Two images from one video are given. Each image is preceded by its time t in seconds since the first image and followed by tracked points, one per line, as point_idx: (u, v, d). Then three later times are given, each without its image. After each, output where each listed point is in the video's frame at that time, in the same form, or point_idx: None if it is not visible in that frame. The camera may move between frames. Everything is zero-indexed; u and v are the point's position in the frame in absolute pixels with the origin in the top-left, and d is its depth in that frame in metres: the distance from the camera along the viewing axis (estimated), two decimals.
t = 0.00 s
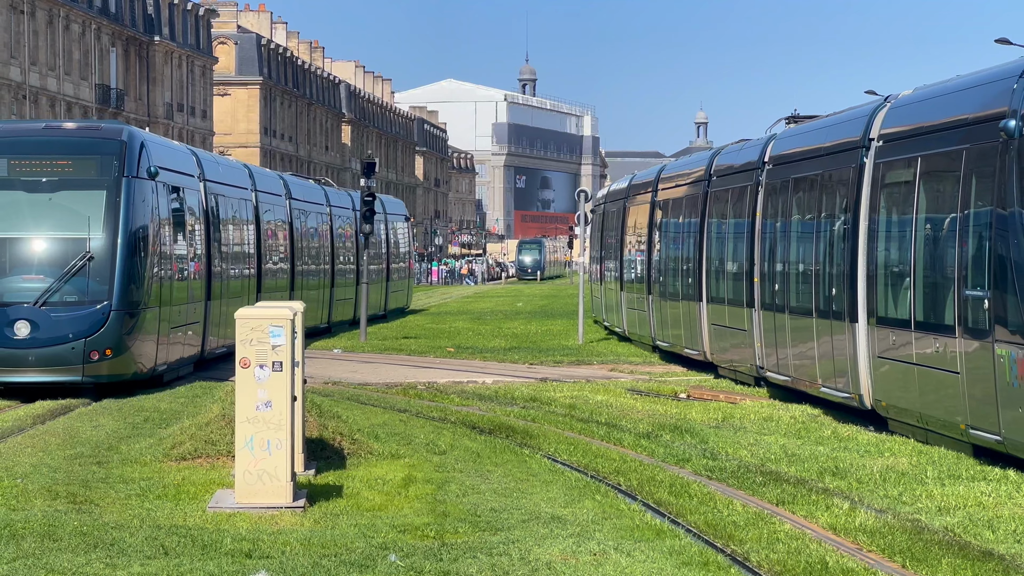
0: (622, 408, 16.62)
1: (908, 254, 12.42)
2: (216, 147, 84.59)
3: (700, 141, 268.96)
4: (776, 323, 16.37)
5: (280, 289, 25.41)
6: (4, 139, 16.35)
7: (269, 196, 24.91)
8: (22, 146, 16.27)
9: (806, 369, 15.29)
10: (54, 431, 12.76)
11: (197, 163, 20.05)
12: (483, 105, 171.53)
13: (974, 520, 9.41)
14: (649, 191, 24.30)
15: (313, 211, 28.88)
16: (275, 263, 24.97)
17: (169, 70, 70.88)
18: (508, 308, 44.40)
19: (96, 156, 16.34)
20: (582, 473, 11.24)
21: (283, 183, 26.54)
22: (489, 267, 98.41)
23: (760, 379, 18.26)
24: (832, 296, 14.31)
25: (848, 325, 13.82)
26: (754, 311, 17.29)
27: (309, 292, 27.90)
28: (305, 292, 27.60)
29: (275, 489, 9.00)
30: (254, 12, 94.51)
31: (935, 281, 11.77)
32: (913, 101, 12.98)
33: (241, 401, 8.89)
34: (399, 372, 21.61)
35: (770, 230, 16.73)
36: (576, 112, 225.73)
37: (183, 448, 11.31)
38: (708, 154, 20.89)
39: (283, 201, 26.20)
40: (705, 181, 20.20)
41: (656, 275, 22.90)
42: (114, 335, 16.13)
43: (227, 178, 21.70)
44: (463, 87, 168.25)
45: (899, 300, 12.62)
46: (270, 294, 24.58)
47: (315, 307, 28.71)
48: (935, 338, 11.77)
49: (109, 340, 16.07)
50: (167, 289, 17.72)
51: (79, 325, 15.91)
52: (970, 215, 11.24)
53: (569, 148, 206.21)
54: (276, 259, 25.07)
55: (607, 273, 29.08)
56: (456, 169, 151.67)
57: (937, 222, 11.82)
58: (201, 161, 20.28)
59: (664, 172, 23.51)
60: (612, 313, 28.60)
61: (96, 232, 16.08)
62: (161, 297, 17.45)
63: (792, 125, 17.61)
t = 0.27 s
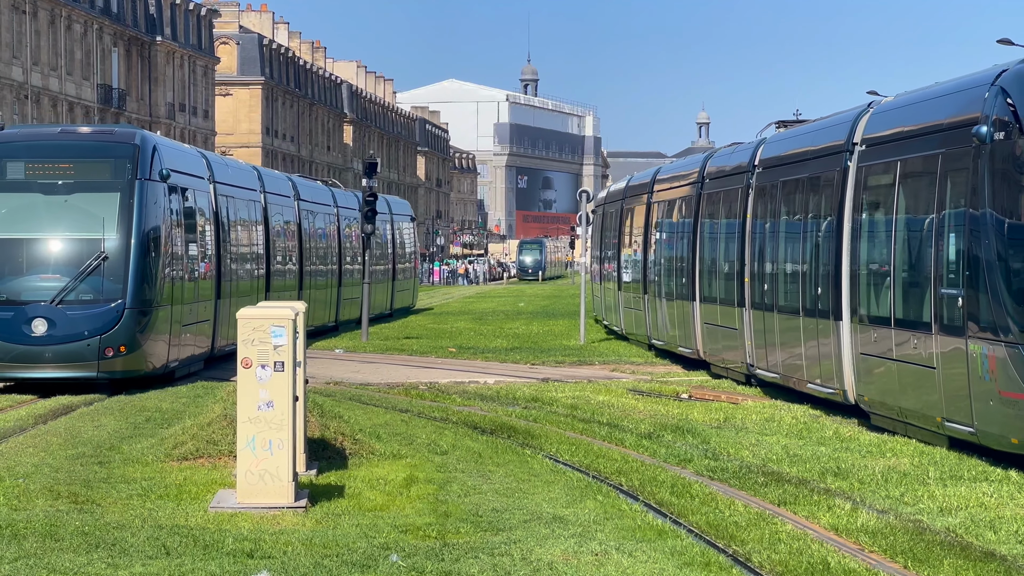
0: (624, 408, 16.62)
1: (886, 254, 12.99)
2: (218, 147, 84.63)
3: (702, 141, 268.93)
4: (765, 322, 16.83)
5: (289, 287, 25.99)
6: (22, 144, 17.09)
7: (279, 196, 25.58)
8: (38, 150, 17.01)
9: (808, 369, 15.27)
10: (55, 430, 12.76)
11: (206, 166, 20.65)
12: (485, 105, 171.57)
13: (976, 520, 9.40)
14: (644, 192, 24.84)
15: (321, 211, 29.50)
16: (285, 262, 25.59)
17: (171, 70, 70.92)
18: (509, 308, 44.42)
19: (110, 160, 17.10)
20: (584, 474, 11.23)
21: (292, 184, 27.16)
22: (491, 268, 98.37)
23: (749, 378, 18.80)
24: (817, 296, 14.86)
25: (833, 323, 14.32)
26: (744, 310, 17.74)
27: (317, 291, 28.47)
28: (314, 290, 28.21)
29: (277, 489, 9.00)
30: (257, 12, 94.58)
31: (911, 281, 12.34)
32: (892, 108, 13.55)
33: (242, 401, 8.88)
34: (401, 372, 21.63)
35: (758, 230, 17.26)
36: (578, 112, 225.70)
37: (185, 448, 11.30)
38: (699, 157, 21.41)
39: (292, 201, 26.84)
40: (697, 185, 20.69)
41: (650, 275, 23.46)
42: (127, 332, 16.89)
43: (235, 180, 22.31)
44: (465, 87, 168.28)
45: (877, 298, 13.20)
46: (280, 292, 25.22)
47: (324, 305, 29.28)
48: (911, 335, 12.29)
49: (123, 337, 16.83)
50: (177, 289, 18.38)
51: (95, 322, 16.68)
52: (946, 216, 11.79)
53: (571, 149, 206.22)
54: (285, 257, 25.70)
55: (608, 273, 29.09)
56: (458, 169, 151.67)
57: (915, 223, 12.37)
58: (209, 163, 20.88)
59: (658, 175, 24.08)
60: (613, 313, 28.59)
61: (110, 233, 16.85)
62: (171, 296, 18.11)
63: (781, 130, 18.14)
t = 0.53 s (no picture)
0: (625, 408, 16.63)
1: (869, 255, 13.49)
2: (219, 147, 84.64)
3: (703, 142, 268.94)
4: (754, 320, 17.31)
5: (294, 286, 26.47)
6: (38, 147, 17.56)
7: (285, 197, 26.13)
8: (54, 153, 17.49)
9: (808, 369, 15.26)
10: (56, 430, 12.76)
11: (215, 168, 21.19)
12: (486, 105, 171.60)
13: (976, 521, 9.40)
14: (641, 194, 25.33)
15: (327, 212, 29.99)
16: (291, 262, 26.12)
17: (171, 70, 70.92)
18: (510, 308, 44.43)
19: (122, 163, 17.58)
20: (585, 474, 11.22)
21: (297, 186, 27.68)
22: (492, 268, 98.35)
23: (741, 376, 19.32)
24: (802, 295, 15.36)
25: (817, 322, 14.81)
26: (734, 310, 18.19)
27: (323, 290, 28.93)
28: (319, 289, 28.66)
29: (278, 489, 9.00)
30: (257, 12, 94.63)
31: (893, 281, 12.83)
32: (877, 113, 14.05)
33: (243, 401, 8.88)
34: (401, 372, 21.65)
35: (748, 231, 17.73)
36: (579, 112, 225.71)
37: (186, 448, 11.30)
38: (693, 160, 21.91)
39: (298, 201, 27.36)
40: (691, 187, 21.18)
41: (646, 275, 23.97)
42: (140, 329, 17.39)
43: (243, 183, 22.87)
44: (466, 87, 168.30)
45: (860, 297, 13.69)
46: (285, 291, 25.74)
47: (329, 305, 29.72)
48: (891, 333, 12.82)
49: (136, 334, 17.33)
50: (187, 288, 18.91)
51: (108, 320, 17.16)
52: (923, 218, 12.33)
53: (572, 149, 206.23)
54: (292, 257, 26.23)
55: (609, 274, 29.13)
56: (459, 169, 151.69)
57: (896, 226, 12.89)
58: (218, 166, 21.40)
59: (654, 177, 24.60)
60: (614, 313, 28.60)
61: (123, 233, 17.34)
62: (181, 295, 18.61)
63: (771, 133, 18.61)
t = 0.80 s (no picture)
0: (624, 409, 16.63)
1: (851, 256, 13.94)
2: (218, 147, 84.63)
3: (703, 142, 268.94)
4: (742, 319, 17.67)
5: (301, 287, 26.58)
6: (51, 150, 17.98)
7: (293, 197, 26.32)
8: (67, 156, 17.91)
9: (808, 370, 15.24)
10: (56, 430, 12.75)
11: (223, 170, 21.53)
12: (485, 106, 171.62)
13: (976, 522, 9.39)
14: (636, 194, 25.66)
15: (333, 212, 30.10)
16: (298, 262, 26.31)
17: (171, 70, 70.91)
18: (509, 308, 44.42)
19: (134, 165, 18.02)
20: (584, 475, 11.21)
21: (305, 188, 27.80)
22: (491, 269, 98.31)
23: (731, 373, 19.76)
24: (789, 295, 15.75)
25: (802, 321, 15.25)
26: (723, 309, 18.59)
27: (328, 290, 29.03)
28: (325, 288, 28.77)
29: (277, 489, 8.99)
30: (257, 12, 94.66)
31: (875, 280, 13.28)
32: (860, 117, 14.48)
33: (243, 402, 8.88)
34: (400, 372, 21.66)
35: (738, 232, 18.08)
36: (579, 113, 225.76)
37: (186, 448, 11.30)
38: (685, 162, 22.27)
39: (305, 202, 27.47)
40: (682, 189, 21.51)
41: (640, 275, 24.30)
42: (150, 327, 17.83)
43: (251, 184, 23.21)
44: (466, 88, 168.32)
45: (842, 297, 14.13)
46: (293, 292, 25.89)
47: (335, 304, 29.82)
48: (872, 330, 13.29)
49: (146, 332, 17.76)
50: (196, 287, 19.37)
51: (120, 318, 17.58)
52: (900, 221, 12.81)
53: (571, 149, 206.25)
54: (300, 257, 26.42)
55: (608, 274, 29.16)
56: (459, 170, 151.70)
57: (876, 225, 13.35)
58: (226, 167, 21.78)
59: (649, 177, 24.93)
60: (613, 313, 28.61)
61: (134, 234, 17.78)
62: (190, 295, 19.07)
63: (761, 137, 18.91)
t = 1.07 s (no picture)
0: (623, 409, 16.62)
1: (835, 256, 14.39)
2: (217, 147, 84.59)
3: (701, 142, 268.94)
4: (731, 318, 17.93)
5: (307, 288, 26.60)
6: (65, 153, 18.48)
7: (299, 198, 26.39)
8: (81, 159, 18.42)
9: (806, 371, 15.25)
10: (55, 430, 12.75)
11: (232, 173, 21.75)
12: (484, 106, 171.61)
13: (974, 522, 9.39)
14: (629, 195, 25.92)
15: (337, 213, 30.13)
16: (305, 263, 26.35)
17: (169, 70, 70.87)
18: (509, 309, 44.40)
19: (144, 169, 18.52)
20: (583, 475, 11.21)
21: (311, 190, 27.81)
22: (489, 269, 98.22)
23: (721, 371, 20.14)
24: (775, 293, 16.11)
25: (788, 320, 15.67)
26: (712, 307, 18.80)
27: (333, 291, 29.08)
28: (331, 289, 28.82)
29: (275, 489, 8.98)
30: (257, 12, 94.67)
31: (857, 280, 13.73)
32: (842, 122, 14.92)
33: (241, 402, 8.88)
34: (398, 372, 21.67)
35: (726, 232, 18.29)
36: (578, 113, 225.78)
37: (184, 448, 11.31)
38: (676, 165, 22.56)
39: (311, 203, 27.50)
40: (672, 190, 21.64)
41: (633, 275, 24.51)
42: (160, 324, 18.32)
43: (259, 186, 23.44)
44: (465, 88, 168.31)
45: (826, 296, 14.57)
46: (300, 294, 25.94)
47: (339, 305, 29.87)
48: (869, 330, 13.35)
49: (156, 328, 18.26)
50: (205, 287, 19.79)
51: (130, 315, 18.09)
52: (879, 222, 13.29)
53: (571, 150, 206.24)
54: (307, 258, 26.48)
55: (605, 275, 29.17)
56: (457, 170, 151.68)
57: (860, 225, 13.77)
58: (236, 169, 22.07)
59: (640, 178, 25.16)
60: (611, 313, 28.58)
61: (144, 234, 18.28)
62: (199, 294, 19.51)
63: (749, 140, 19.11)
